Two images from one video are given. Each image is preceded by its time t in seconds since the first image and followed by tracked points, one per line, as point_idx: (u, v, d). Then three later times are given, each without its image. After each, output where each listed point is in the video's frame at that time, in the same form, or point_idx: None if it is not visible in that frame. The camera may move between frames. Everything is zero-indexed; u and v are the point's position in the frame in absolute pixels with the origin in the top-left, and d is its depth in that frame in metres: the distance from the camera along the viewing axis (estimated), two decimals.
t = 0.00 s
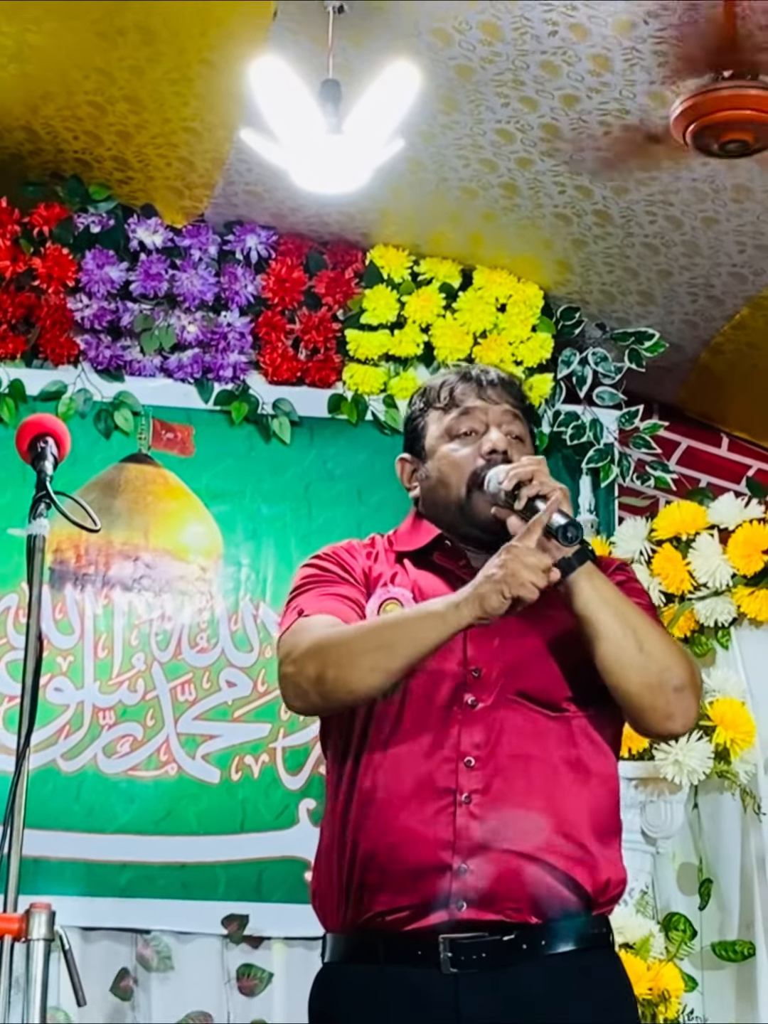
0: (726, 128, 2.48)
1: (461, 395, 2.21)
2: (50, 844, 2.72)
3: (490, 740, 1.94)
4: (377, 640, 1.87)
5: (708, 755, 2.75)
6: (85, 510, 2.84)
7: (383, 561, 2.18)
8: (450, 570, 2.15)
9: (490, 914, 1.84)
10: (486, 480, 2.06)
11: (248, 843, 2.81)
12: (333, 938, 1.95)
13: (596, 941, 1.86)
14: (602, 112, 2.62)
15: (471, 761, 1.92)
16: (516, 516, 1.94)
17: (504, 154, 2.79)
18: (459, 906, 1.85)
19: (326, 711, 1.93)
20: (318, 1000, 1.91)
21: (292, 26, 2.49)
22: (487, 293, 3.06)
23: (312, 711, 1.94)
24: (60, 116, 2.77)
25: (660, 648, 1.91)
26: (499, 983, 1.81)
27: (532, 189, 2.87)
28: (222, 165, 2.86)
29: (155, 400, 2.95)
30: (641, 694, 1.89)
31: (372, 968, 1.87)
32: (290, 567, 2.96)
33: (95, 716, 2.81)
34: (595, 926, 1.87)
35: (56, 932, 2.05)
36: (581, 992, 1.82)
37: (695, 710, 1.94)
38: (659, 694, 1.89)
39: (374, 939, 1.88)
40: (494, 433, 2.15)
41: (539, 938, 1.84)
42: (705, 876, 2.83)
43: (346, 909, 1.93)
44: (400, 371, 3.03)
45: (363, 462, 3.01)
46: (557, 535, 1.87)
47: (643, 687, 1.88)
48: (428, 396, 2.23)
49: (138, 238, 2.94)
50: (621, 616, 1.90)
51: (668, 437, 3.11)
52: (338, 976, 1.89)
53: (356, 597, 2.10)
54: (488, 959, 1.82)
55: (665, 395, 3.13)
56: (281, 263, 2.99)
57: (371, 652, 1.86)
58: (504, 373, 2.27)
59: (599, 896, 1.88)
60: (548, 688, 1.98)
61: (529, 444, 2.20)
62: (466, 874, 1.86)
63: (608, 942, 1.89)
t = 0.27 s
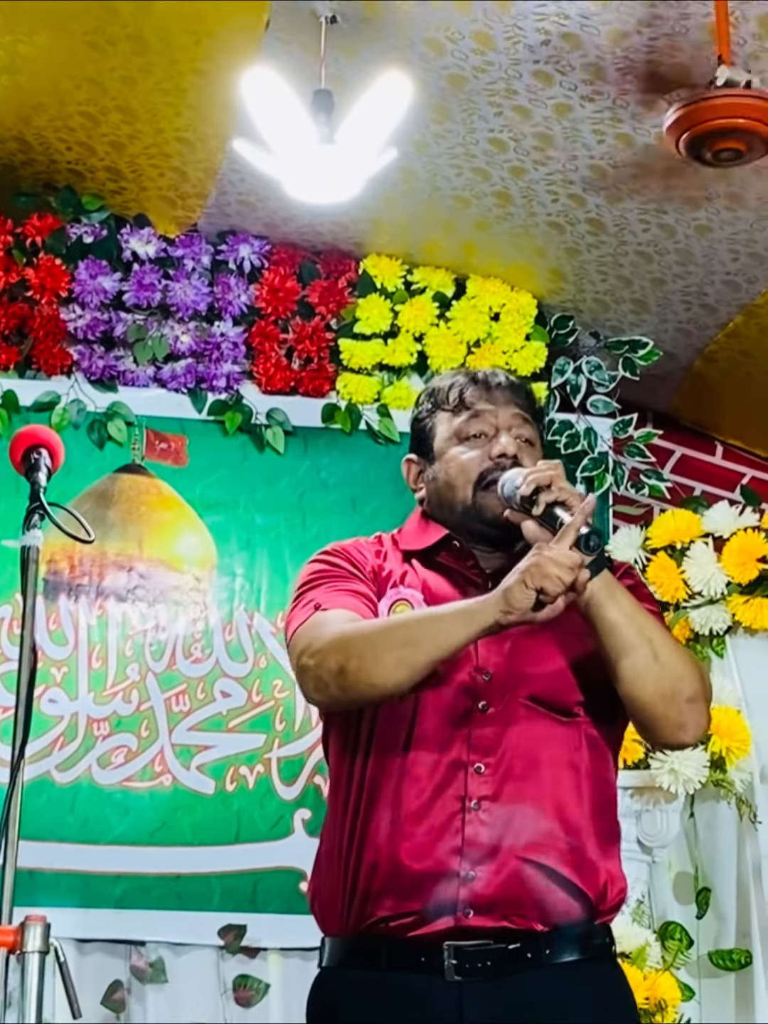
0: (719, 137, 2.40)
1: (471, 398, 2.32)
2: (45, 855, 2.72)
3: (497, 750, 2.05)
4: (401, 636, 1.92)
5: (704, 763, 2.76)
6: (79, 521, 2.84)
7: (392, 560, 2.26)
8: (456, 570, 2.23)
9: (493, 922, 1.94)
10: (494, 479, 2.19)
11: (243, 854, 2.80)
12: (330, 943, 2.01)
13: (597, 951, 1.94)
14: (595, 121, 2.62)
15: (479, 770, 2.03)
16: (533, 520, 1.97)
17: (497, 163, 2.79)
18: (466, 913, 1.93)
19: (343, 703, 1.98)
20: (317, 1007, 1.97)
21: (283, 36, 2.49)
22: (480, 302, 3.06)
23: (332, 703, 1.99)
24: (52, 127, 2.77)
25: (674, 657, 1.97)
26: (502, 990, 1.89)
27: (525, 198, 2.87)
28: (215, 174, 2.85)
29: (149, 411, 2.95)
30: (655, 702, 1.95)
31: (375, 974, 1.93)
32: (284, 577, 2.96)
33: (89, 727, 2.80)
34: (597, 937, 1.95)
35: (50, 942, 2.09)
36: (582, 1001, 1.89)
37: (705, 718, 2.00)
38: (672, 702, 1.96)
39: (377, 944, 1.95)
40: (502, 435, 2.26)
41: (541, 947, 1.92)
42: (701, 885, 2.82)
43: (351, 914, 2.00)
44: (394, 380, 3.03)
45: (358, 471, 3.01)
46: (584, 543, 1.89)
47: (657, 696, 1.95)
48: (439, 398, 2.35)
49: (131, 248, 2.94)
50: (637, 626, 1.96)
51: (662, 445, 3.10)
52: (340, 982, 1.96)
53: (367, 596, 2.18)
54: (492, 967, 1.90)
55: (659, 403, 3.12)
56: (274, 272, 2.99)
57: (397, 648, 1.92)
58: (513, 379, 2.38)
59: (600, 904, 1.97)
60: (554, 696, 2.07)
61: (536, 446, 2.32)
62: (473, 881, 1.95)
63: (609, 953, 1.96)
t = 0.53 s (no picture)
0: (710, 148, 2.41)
1: (474, 404, 2.23)
2: (39, 867, 2.70)
3: (506, 759, 1.96)
4: (424, 641, 1.84)
5: (698, 773, 2.76)
6: (72, 533, 2.84)
7: (397, 564, 2.19)
8: (461, 578, 2.15)
9: (500, 935, 1.86)
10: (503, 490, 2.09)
11: (237, 865, 2.79)
12: (331, 950, 1.94)
13: (602, 962, 1.88)
14: (587, 130, 2.62)
15: (486, 781, 1.95)
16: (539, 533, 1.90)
17: (488, 172, 2.79)
18: (471, 926, 1.86)
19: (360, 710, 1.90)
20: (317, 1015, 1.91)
21: (275, 47, 2.48)
22: (472, 311, 3.06)
23: (348, 710, 1.91)
24: (44, 139, 2.77)
25: (683, 676, 1.93)
26: (507, 1002, 1.82)
27: (517, 208, 2.87)
28: (207, 185, 2.85)
29: (141, 421, 2.94)
30: (662, 723, 1.91)
31: (377, 984, 1.86)
32: (277, 587, 2.96)
33: (83, 738, 2.80)
34: (601, 948, 1.89)
35: (45, 955, 2.11)
36: (589, 1011, 1.82)
37: (711, 735, 1.97)
38: (680, 722, 1.92)
39: (379, 952, 1.88)
40: (508, 442, 2.17)
41: (546, 959, 1.85)
42: (696, 895, 2.82)
43: (350, 921, 1.92)
44: (387, 389, 3.04)
45: (351, 481, 3.00)
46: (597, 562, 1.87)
47: (665, 716, 1.91)
48: (442, 404, 2.25)
49: (123, 259, 2.94)
50: (647, 643, 1.90)
51: (655, 454, 3.06)
52: (341, 991, 1.88)
53: (374, 602, 2.11)
54: (497, 978, 1.83)
55: (652, 412, 3.09)
56: (266, 283, 3.00)
57: (417, 653, 1.84)
58: (516, 382, 2.29)
59: (606, 915, 1.90)
60: (563, 706, 1.99)
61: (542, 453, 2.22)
62: (482, 895, 1.87)
63: (613, 965, 1.89)
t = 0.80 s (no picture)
0: (702, 153, 2.38)
1: (481, 407, 2.22)
2: (31, 875, 2.70)
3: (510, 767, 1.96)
4: (432, 646, 1.84)
5: (691, 778, 2.75)
6: (63, 539, 2.83)
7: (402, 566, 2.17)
8: (465, 582, 2.13)
9: (498, 944, 1.86)
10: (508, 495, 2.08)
11: (230, 872, 2.78)
12: (329, 952, 1.95)
13: (602, 968, 1.89)
14: (579, 135, 2.61)
15: (489, 790, 1.94)
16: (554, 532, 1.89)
17: (480, 177, 2.78)
18: (471, 936, 1.86)
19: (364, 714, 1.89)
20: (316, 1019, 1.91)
21: (266, 52, 2.47)
22: (465, 317, 3.05)
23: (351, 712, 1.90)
24: (35, 144, 2.77)
25: (691, 683, 1.92)
26: (507, 1009, 1.83)
27: (509, 213, 2.86)
28: (199, 190, 2.84)
29: (133, 427, 2.94)
30: (668, 730, 1.91)
31: (376, 990, 1.86)
32: (269, 593, 2.95)
33: (74, 745, 2.79)
34: (601, 953, 1.90)
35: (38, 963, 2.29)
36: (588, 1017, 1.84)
37: (718, 744, 1.97)
38: (686, 730, 1.92)
39: (378, 957, 1.88)
40: (515, 445, 2.16)
41: (545, 965, 1.86)
42: (689, 901, 2.81)
43: (349, 926, 1.92)
44: (379, 396, 3.03)
45: (342, 487, 3.00)
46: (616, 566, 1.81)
47: (671, 724, 1.91)
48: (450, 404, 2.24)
49: (115, 264, 2.93)
50: (656, 650, 1.90)
51: (649, 460, 3.14)
52: (340, 997, 1.89)
53: (378, 606, 2.09)
54: (497, 984, 1.84)
55: (645, 420, 3.13)
56: (258, 288, 2.99)
57: (424, 657, 1.83)
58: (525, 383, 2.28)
59: (607, 921, 1.91)
60: (561, 712, 1.99)
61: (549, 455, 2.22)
62: (483, 906, 1.87)
63: (613, 969, 1.91)
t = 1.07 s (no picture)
0: (693, 156, 2.38)
1: (486, 410, 2.19)
2: (24, 879, 2.69)
3: (514, 773, 1.90)
4: (442, 645, 1.78)
5: (684, 782, 2.74)
6: (55, 545, 2.82)
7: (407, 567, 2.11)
8: (470, 585, 2.09)
9: (499, 953, 1.81)
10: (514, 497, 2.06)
11: (223, 876, 2.78)
12: (329, 956, 1.90)
13: (606, 972, 1.84)
14: (571, 137, 2.61)
15: (494, 798, 1.88)
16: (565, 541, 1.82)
17: (472, 180, 2.77)
18: (474, 944, 1.81)
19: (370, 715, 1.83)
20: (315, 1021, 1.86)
21: (257, 55, 2.48)
22: (457, 320, 3.07)
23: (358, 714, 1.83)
24: (26, 147, 2.76)
25: (700, 691, 1.89)
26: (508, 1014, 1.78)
27: (501, 216, 2.86)
28: (191, 193, 2.84)
29: (125, 431, 2.94)
30: (676, 739, 1.87)
31: (377, 992, 1.81)
32: (262, 597, 2.95)
33: (66, 750, 2.78)
34: (605, 957, 1.85)
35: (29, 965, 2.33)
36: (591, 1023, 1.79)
37: (725, 755, 1.93)
38: (695, 740, 1.88)
39: (378, 960, 1.83)
40: (522, 448, 2.14)
41: (547, 970, 1.81)
42: (682, 904, 2.82)
43: (351, 932, 1.86)
44: (372, 399, 3.04)
45: (334, 491, 3.00)
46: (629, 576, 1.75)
47: (679, 733, 1.87)
48: (455, 407, 2.22)
49: (107, 267, 2.94)
50: (664, 656, 1.87)
51: (641, 463, 3.25)
52: (339, 999, 1.84)
53: (383, 607, 2.03)
54: (499, 989, 1.79)
55: (638, 422, 3.24)
56: (251, 292, 3.01)
57: (435, 655, 1.78)
58: (530, 386, 2.26)
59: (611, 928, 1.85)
60: (566, 717, 1.93)
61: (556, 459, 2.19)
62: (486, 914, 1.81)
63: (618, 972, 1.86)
